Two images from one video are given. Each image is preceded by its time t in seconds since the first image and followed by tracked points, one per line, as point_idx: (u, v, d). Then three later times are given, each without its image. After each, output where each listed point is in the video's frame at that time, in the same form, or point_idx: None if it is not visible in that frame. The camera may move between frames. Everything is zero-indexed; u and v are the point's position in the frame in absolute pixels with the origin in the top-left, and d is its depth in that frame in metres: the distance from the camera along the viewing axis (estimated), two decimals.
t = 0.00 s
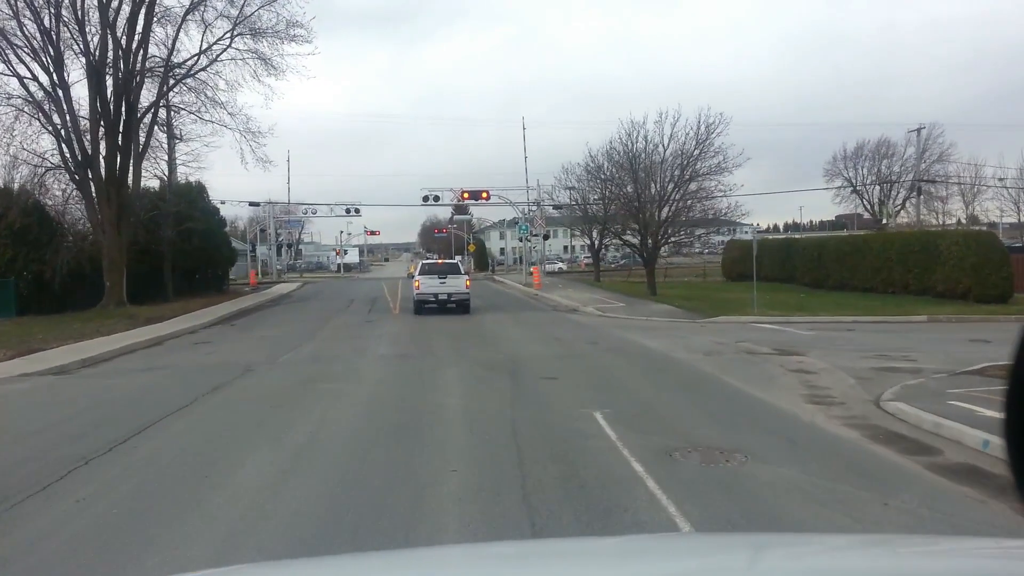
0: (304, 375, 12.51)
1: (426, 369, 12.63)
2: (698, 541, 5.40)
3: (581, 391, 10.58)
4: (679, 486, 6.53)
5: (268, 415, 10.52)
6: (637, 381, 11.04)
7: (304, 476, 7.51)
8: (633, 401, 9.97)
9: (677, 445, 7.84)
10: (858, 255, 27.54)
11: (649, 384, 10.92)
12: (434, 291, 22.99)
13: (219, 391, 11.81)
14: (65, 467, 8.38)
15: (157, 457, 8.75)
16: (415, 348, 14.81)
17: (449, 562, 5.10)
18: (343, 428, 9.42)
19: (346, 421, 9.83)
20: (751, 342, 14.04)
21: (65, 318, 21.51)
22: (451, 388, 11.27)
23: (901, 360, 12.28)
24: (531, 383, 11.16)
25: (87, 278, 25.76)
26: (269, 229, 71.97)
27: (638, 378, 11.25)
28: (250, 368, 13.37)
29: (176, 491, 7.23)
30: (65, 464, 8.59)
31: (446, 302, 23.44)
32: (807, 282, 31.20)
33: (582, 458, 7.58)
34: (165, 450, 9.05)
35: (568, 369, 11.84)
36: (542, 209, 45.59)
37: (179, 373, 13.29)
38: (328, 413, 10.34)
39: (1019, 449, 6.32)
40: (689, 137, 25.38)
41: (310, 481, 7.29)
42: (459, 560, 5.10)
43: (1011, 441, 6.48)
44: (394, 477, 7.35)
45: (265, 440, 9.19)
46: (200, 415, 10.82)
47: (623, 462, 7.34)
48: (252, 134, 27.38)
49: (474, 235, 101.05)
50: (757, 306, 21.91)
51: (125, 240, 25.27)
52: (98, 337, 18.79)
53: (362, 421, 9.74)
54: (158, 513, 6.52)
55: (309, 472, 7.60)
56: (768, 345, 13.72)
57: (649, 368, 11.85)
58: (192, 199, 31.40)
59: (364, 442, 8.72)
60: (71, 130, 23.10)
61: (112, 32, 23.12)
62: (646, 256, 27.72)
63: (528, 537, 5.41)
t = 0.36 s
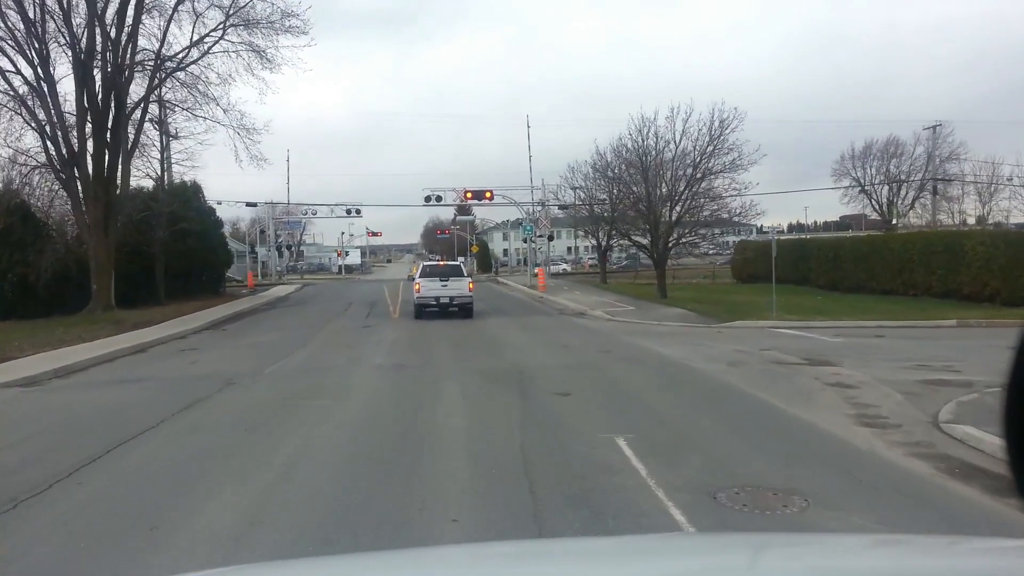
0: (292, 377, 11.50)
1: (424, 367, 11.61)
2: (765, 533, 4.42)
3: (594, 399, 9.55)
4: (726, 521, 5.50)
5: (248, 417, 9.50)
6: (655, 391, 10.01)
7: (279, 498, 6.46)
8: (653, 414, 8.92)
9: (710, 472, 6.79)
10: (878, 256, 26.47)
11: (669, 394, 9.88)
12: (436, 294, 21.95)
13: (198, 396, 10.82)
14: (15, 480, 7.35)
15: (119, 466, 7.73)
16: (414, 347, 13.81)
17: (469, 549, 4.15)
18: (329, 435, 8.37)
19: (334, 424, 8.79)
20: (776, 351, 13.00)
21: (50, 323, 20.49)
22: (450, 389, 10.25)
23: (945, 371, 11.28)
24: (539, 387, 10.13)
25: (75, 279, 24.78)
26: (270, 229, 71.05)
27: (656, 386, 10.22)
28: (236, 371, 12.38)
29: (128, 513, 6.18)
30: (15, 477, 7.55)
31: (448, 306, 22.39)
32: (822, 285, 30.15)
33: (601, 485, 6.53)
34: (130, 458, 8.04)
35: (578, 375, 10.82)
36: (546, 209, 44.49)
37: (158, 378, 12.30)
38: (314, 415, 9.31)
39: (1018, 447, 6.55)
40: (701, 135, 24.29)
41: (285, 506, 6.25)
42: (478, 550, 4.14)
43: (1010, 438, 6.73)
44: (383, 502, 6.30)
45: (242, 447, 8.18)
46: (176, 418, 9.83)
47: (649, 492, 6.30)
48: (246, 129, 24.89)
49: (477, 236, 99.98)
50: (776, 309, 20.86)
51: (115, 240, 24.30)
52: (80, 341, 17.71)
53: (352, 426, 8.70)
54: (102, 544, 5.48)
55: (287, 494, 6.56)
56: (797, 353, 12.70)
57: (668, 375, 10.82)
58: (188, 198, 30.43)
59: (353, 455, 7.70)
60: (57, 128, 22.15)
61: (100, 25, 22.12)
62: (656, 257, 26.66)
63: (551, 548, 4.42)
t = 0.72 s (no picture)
0: (280, 384, 10.48)
1: (421, 378, 10.56)
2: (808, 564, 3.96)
3: (612, 416, 8.50)
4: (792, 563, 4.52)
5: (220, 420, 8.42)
6: (678, 407, 8.97)
7: (259, 524, 5.50)
8: (678, 436, 7.89)
9: (753, 514, 5.79)
10: (898, 257, 25.40)
11: (694, 410, 8.85)
12: (436, 296, 20.92)
13: (176, 401, 9.83)
14: None
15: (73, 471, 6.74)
16: (411, 356, 12.79)
17: None
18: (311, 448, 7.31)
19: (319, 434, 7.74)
20: (805, 361, 11.97)
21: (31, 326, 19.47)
22: (450, 401, 9.21)
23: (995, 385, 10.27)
24: (549, 401, 9.08)
25: (60, 280, 24.02)
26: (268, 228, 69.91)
27: (679, 401, 9.19)
28: (220, 379, 11.38)
29: (69, 541, 5.19)
30: None
31: (449, 309, 21.36)
32: (838, 288, 29.10)
33: (629, 524, 5.55)
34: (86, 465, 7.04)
35: (592, 386, 9.79)
36: (550, 209, 43.37)
37: (133, 386, 11.28)
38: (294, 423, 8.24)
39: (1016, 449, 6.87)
40: (713, 131, 23.23)
41: (256, 539, 5.23)
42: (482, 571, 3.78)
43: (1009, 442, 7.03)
44: (371, 537, 5.29)
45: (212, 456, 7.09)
46: (146, 421, 8.83)
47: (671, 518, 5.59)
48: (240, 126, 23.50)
49: (479, 237, 98.85)
50: (795, 313, 19.82)
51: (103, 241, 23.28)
52: (59, 346, 16.67)
53: (337, 438, 7.64)
54: None
55: (267, 519, 5.60)
56: (828, 363, 11.67)
57: (691, 389, 9.80)
58: (182, 198, 29.47)
59: (342, 473, 6.71)
60: (39, 123, 21.06)
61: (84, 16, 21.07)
62: (667, 259, 25.62)
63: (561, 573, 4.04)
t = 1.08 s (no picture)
0: (266, 396, 9.66)
1: (419, 390, 9.71)
2: None
3: (630, 436, 7.64)
4: None
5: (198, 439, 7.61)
6: (703, 426, 8.11)
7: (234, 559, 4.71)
8: (706, 462, 7.04)
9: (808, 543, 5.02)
10: (913, 258, 24.53)
11: (720, 429, 8.00)
12: (436, 299, 20.09)
13: (154, 413, 9.03)
14: None
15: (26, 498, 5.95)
16: (410, 364, 11.97)
17: None
18: (296, 470, 6.49)
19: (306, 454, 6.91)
20: (832, 371, 11.16)
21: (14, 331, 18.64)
22: (451, 416, 8.36)
23: None
24: (561, 418, 8.22)
25: (46, 283, 23.24)
26: (266, 229, 68.99)
27: (702, 418, 8.37)
28: (203, 390, 10.56)
29: None
30: None
31: (451, 312, 20.51)
32: (850, 289, 28.23)
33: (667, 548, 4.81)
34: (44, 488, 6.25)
35: (606, 401, 8.96)
36: (552, 207, 42.47)
37: (109, 397, 10.45)
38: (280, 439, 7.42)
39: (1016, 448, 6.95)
40: (722, 127, 22.37)
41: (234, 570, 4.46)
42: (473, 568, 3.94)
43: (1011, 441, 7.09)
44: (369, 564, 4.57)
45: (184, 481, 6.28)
46: (117, 436, 8.01)
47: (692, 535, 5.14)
48: (231, 121, 22.61)
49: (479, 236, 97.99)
50: (811, 316, 18.99)
51: (91, 241, 22.52)
52: (40, 353, 15.80)
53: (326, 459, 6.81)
54: None
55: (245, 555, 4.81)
56: (859, 373, 10.85)
57: (715, 403, 8.96)
58: (174, 198, 28.64)
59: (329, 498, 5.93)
60: (21, 119, 20.28)
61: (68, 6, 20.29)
62: (673, 258, 24.88)
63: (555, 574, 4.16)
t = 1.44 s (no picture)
0: (249, 409, 8.84)
1: (417, 403, 8.83)
2: (806, 569, 3.93)
3: (656, 460, 6.75)
4: None
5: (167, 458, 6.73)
6: (735, 447, 7.23)
7: None
8: (744, 490, 6.16)
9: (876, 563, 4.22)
10: (930, 257, 23.69)
11: (754, 451, 7.12)
12: (436, 301, 19.27)
13: (124, 428, 8.22)
14: None
15: None
16: (408, 372, 11.15)
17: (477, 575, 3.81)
18: (274, 497, 5.58)
19: (287, 477, 6.03)
20: (863, 380, 10.33)
21: None
22: (452, 433, 7.47)
23: None
24: (576, 439, 7.33)
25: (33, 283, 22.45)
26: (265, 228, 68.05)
27: (729, 434, 7.57)
28: (182, 401, 9.75)
29: None
30: None
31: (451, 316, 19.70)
32: (864, 290, 27.40)
33: None
34: None
35: (624, 417, 8.09)
36: (555, 206, 41.55)
37: (80, 409, 9.64)
38: (258, 459, 6.52)
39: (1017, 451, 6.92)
40: (734, 121, 21.56)
41: None
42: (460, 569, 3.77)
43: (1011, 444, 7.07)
44: None
45: (143, 507, 5.41)
46: (81, 451, 7.22)
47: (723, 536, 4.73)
48: (225, 116, 21.66)
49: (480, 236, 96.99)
50: (829, 318, 18.15)
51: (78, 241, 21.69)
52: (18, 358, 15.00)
53: (308, 483, 5.91)
54: None
55: None
56: (892, 383, 10.04)
57: (743, 418, 8.10)
58: (169, 197, 27.83)
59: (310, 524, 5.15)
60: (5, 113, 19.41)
61: None
62: (682, 258, 24.09)
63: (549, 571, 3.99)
